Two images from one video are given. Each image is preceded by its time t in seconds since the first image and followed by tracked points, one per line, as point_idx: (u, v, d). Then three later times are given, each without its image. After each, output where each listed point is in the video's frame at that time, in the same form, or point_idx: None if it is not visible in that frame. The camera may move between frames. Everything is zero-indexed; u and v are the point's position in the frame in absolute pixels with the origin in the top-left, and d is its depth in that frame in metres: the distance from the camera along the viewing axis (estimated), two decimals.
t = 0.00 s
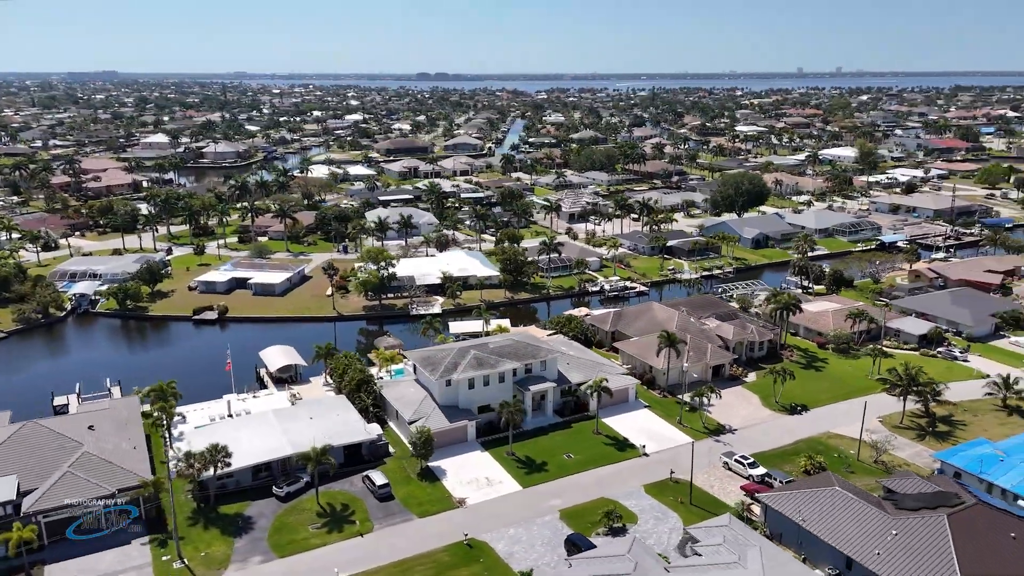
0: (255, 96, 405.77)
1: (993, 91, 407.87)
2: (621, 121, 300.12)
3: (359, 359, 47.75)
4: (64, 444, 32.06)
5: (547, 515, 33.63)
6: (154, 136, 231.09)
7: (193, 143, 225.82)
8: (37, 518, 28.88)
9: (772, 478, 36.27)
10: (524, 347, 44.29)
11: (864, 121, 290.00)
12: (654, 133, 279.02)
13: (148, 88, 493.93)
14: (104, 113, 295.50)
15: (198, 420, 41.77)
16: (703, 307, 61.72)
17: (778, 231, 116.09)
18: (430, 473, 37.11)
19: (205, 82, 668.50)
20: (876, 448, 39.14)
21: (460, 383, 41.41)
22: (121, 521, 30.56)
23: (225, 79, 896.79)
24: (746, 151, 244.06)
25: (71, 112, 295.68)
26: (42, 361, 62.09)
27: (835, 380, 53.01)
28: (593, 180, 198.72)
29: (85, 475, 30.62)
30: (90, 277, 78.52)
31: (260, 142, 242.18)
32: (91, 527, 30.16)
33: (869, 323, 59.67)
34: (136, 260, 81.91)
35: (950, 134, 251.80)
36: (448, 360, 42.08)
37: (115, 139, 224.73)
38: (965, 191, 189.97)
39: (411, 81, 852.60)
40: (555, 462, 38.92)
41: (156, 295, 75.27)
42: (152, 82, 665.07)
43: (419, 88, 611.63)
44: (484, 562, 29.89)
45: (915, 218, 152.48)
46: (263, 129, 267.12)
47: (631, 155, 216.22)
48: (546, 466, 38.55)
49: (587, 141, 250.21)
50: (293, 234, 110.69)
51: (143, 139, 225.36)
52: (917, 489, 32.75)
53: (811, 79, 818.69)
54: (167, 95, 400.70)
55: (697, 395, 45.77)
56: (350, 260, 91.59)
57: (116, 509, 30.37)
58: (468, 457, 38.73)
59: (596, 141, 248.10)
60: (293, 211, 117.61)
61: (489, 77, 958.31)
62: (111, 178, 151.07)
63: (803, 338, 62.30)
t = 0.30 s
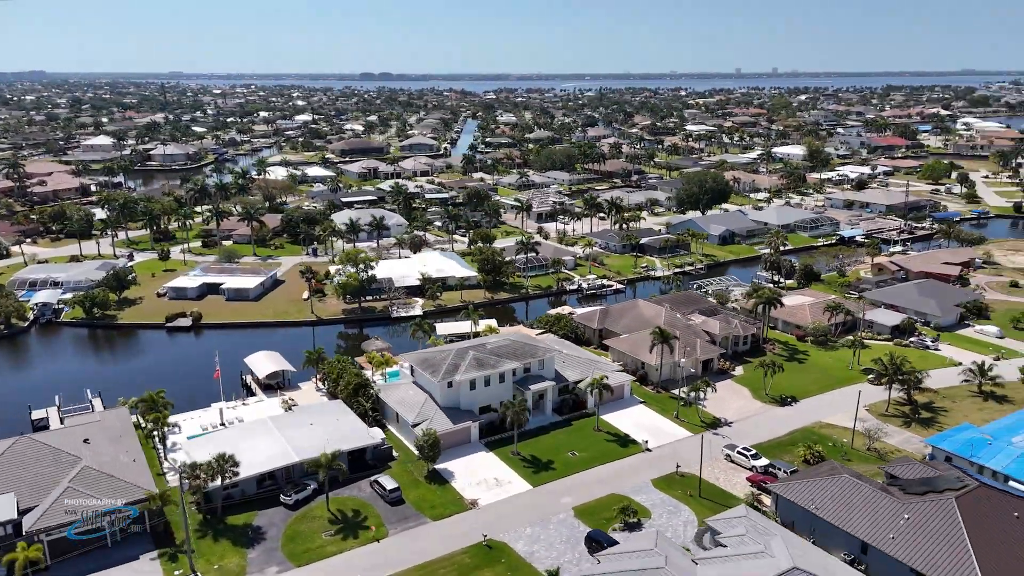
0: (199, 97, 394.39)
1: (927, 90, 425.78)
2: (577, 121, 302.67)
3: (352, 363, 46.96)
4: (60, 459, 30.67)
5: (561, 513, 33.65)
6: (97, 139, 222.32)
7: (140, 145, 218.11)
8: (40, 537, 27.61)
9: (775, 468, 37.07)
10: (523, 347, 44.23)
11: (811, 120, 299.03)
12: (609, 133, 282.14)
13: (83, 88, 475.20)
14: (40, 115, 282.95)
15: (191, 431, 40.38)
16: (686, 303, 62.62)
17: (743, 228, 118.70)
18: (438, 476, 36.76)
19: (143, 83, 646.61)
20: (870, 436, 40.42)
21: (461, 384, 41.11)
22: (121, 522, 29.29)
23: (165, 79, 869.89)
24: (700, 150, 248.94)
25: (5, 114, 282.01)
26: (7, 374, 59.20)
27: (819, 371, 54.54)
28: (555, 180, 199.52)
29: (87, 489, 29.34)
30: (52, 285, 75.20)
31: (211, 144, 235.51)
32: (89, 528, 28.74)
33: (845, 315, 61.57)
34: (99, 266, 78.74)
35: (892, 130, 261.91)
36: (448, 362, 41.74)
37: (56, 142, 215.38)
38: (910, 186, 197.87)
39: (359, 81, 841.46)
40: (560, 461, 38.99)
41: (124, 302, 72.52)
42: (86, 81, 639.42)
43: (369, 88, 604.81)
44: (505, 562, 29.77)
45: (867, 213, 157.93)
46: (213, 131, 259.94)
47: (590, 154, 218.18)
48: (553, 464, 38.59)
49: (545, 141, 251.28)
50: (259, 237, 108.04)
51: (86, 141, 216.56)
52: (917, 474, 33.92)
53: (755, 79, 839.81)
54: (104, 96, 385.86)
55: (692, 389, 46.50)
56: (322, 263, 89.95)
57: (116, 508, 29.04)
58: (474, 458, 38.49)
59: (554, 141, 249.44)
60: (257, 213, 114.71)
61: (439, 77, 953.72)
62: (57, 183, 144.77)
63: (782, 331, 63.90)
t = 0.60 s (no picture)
0: (137, 98, 380.36)
1: (864, 89, 442.22)
2: (533, 121, 303.86)
3: (346, 367, 46.21)
4: (61, 473, 29.42)
5: (575, 510, 33.78)
6: (35, 141, 212.46)
7: (82, 148, 209.41)
8: (47, 556, 26.49)
9: (777, 458, 37.97)
10: (521, 347, 44.21)
11: (760, 120, 307.02)
12: (565, 133, 284.22)
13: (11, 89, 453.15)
14: None
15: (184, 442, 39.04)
16: (669, 300, 63.50)
17: (708, 225, 121.19)
18: (447, 478, 36.44)
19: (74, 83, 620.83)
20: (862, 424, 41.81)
21: (463, 385, 40.86)
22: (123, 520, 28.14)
23: (98, 79, 837.45)
24: (654, 149, 253.04)
25: None
26: None
27: (801, 363, 56.12)
28: (516, 180, 199.61)
29: (91, 505, 28.05)
30: (10, 295, 71.56)
31: (157, 145, 227.85)
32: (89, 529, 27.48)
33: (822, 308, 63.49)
34: (60, 274, 75.32)
35: (837, 128, 270.99)
36: (449, 363, 41.43)
37: None
38: (857, 182, 205.28)
39: (302, 80, 826.74)
40: (566, 458, 39.14)
41: (90, 311, 69.57)
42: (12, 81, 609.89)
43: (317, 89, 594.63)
44: (528, 561, 29.75)
45: (821, 209, 163.04)
46: (159, 132, 251.55)
47: (549, 153, 219.37)
48: (559, 462, 38.69)
49: (501, 141, 251.49)
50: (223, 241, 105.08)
51: (24, 144, 206.61)
52: (915, 459, 35.23)
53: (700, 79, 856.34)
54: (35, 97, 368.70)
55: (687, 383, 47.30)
56: (292, 266, 88.10)
57: (116, 509, 28.32)
58: (481, 459, 38.28)
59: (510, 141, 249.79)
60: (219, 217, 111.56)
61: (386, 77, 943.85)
62: None
63: (760, 325, 65.50)
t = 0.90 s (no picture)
0: (75, 100, 365.55)
1: (808, 89, 456.43)
2: (490, 121, 303.73)
3: (341, 372, 45.41)
4: (65, 491, 28.29)
5: (590, 508, 33.91)
6: None
7: (23, 152, 200.25)
8: None
9: (778, 450, 38.89)
10: (520, 347, 44.16)
11: (712, 120, 313.59)
12: (523, 134, 285.13)
13: None
14: None
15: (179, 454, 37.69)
16: (652, 298, 64.24)
17: (674, 223, 123.10)
18: (457, 480, 36.17)
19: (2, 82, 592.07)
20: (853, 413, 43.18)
21: (466, 387, 40.61)
22: (123, 520, 27.75)
23: (27, 78, 800.13)
24: (611, 149, 255.85)
25: None
26: None
27: (784, 355, 57.55)
28: (479, 180, 199.11)
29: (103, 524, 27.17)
30: None
31: (102, 148, 219.50)
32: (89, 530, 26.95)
33: (799, 302, 65.29)
34: (21, 283, 71.86)
35: (786, 127, 278.81)
36: (450, 365, 41.15)
37: None
38: (810, 180, 211.68)
39: (246, 80, 807.64)
40: (572, 456, 39.25)
41: (56, 321, 66.52)
42: None
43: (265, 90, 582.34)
44: (550, 560, 29.75)
45: (778, 206, 167.33)
46: (103, 135, 242.31)
47: (509, 154, 219.60)
48: (565, 460, 38.79)
49: (460, 142, 250.63)
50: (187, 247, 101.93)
51: None
52: (912, 446, 36.50)
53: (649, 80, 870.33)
54: None
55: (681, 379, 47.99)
56: (263, 270, 86.01)
57: (115, 508, 28.12)
58: (488, 460, 38.10)
59: (469, 142, 249.17)
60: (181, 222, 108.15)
61: (335, 78, 931.18)
62: None
63: (740, 320, 66.95)
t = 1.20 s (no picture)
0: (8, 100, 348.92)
1: (752, 89, 468.36)
2: (447, 121, 302.20)
3: (336, 376, 44.59)
4: (72, 509, 27.30)
5: (602, 504, 34.16)
6: None
7: None
8: None
9: (777, 441, 39.86)
10: (518, 347, 44.16)
11: (663, 120, 318.93)
12: (480, 133, 284.80)
13: None
14: None
15: (176, 466, 36.52)
16: (635, 295, 64.95)
17: (642, 221, 124.68)
18: (467, 481, 35.99)
19: None
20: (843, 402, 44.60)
21: (468, 388, 40.39)
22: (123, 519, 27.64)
23: None
24: (568, 148, 257.48)
25: None
26: None
27: (767, 348, 59.03)
28: (441, 181, 197.94)
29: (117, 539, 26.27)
30: None
31: (42, 151, 210.05)
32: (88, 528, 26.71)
33: (777, 297, 67.03)
34: None
35: (737, 125, 285.61)
36: (452, 366, 40.87)
37: None
38: (764, 177, 217.28)
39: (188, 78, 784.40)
40: (577, 454, 39.44)
41: (20, 332, 63.42)
42: None
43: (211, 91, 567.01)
44: (572, 557, 29.89)
45: (738, 203, 171.20)
46: (44, 136, 231.99)
47: (470, 154, 218.91)
48: (571, 458, 38.97)
49: (419, 142, 248.53)
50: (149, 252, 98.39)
51: None
52: (906, 432, 37.91)
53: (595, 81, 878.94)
54: None
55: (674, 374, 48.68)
56: (234, 274, 83.71)
57: (116, 509, 28.00)
58: (495, 460, 37.98)
59: (427, 142, 247.29)
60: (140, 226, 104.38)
61: (283, 78, 913.43)
62: None
63: (720, 315, 68.32)
